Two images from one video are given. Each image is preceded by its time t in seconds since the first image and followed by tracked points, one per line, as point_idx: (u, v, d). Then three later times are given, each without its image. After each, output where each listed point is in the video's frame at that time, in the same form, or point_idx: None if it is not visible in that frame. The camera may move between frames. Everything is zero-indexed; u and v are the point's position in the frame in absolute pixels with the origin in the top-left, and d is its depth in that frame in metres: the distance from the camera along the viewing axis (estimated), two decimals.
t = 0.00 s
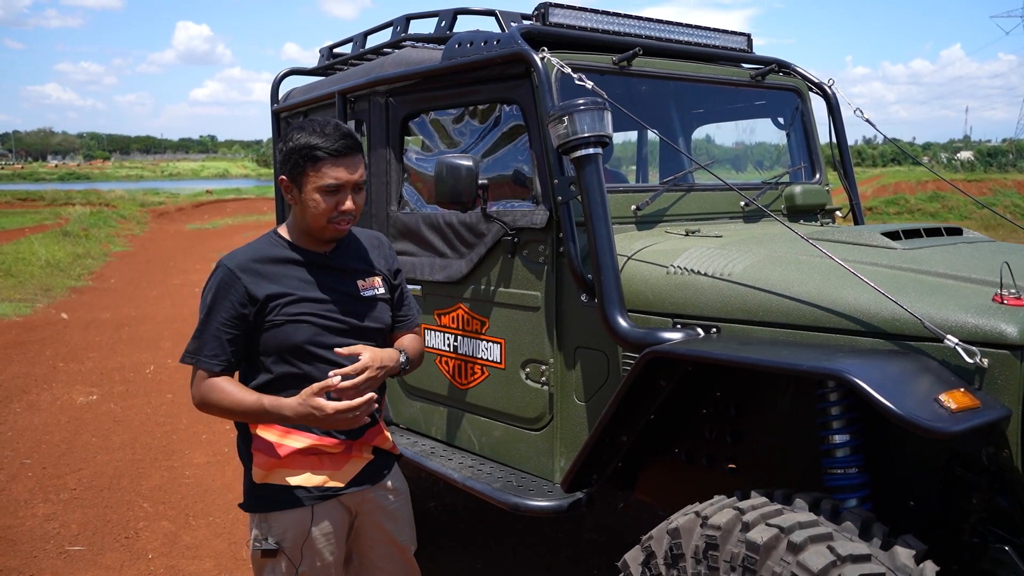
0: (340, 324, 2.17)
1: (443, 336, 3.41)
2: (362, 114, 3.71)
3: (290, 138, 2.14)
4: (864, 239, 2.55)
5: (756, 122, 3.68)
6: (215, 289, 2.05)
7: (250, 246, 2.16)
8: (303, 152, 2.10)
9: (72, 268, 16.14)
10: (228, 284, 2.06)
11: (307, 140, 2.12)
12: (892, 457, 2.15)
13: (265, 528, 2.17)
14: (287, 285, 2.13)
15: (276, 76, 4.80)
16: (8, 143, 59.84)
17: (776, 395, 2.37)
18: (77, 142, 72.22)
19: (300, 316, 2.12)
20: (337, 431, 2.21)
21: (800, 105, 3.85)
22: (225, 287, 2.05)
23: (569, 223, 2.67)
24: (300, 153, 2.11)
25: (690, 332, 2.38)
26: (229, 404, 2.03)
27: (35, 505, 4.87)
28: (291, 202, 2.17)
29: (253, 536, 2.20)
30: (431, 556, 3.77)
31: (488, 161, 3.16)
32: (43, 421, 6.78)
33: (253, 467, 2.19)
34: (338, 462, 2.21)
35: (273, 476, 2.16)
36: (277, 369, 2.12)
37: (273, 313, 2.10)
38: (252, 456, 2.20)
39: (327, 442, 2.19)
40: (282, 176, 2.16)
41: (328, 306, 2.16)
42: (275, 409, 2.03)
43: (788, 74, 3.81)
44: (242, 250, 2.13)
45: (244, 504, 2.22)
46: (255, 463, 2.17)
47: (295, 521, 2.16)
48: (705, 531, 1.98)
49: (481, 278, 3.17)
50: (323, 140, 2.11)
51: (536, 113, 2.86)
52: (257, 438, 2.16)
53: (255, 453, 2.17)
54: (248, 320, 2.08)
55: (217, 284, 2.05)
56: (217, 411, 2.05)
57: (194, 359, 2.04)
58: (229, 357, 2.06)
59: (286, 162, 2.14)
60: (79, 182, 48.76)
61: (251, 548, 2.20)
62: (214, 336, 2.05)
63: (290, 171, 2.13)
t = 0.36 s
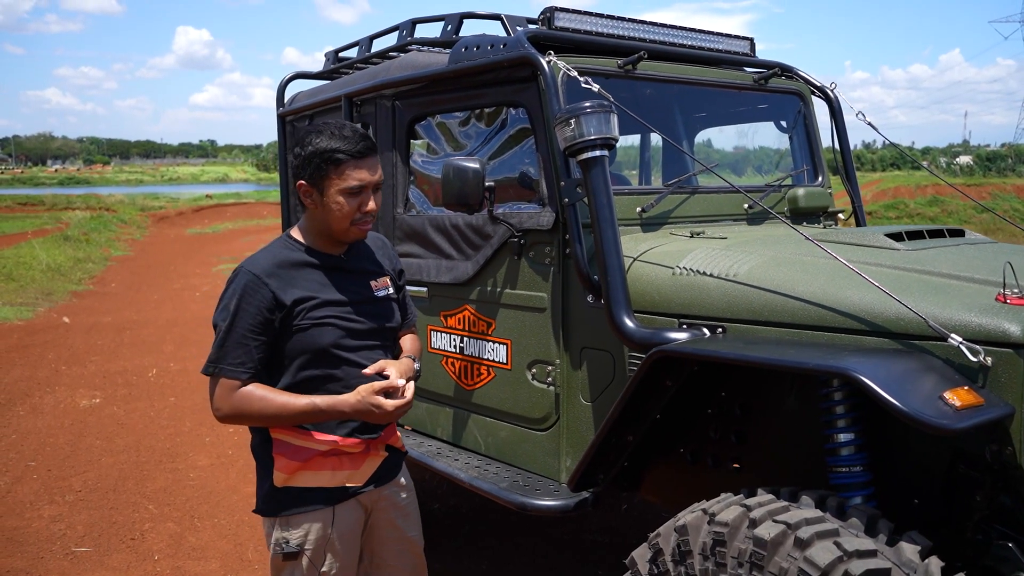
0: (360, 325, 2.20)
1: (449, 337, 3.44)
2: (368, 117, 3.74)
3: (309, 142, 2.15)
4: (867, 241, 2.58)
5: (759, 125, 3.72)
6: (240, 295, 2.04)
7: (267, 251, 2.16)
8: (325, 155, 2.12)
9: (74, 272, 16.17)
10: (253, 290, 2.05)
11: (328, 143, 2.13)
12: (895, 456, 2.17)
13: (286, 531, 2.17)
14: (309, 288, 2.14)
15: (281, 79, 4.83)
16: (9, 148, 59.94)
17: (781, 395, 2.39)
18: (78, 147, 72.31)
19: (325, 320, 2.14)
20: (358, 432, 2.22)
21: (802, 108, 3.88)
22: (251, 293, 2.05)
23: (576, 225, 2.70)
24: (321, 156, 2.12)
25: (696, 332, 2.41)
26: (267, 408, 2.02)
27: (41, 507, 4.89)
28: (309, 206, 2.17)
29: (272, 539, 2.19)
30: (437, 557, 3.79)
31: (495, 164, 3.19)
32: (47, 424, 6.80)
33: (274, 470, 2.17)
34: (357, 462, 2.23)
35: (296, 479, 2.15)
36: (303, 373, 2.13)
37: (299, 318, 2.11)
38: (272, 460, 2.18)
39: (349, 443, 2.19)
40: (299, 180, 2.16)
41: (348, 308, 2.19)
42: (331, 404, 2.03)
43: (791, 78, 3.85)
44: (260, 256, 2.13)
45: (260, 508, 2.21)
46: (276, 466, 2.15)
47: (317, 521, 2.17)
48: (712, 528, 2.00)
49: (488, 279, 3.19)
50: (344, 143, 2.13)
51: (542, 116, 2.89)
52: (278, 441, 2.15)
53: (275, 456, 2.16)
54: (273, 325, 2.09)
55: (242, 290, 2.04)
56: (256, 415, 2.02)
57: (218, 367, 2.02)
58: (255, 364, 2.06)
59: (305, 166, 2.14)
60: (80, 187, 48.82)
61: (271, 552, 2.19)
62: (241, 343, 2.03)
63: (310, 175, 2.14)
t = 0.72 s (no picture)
0: (374, 326, 2.23)
1: (452, 338, 3.47)
2: (371, 121, 3.77)
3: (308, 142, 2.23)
4: (866, 242, 2.62)
5: (758, 128, 3.76)
6: (255, 295, 2.07)
7: (280, 251, 2.20)
8: (318, 151, 2.18)
9: (73, 275, 16.17)
10: (269, 290, 2.09)
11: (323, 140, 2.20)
12: (893, 456, 2.21)
13: (298, 532, 2.19)
14: (323, 289, 2.17)
15: (284, 83, 4.87)
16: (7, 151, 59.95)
17: (782, 394, 2.42)
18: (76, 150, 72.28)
19: (339, 319, 2.17)
20: (370, 433, 2.26)
21: (801, 111, 3.93)
22: (267, 293, 2.08)
23: (579, 227, 2.73)
24: (315, 153, 2.19)
25: (697, 332, 2.44)
26: (277, 400, 2.04)
27: (45, 508, 4.91)
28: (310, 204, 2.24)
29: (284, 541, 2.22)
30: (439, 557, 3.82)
31: (498, 167, 3.23)
32: (49, 426, 6.82)
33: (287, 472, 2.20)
34: (368, 462, 2.26)
35: (309, 480, 2.18)
36: (317, 372, 2.16)
37: (314, 317, 2.14)
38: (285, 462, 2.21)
39: (360, 443, 2.23)
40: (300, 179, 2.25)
41: (361, 309, 2.23)
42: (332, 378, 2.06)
43: (790, 81, 3.89)
44: (274, 256, 2.17)
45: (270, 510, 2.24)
46: (289, 468, 2.18)
47: (329, 522, 2.20)
48: (714, 525, 2.04)
49: (491, 281, 3.23)
50: (336, 137, 2.19)
51: (545, 119, 2.93)
52: (291, 443, 2.19)
53: (288, 459, 2.19)
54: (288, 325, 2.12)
55: (257, 290, 2.08)
56: (266, 403, 2.04)
57: (232, 364, 2.06)
58: (269, 362, 2.09)
59: (303, 164, 2.22)
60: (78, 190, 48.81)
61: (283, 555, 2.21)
62: (255, 341, 2.07)
63: (307, 172, 2.21)
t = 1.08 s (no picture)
0: (367, 323, 2.23)
1: (452, 336, 3.49)
2: (371, 120, 3.78)
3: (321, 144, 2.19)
4: (864, 240, 2.64)
5: (756, 127, 3.78)
6: (247, 294, 2.09)
7: (275, 251, 2.21)
8: (344, 155, 2.18)
9: (69, 275, 16.14)
10: (260, 289, 2.10)
11: (343, 143, 2.19)
12: (891, 451, 2.23)
13: (297, 528, 2.20)
14: (316, 287, 2.18)
15: (283, 82, 4.88)
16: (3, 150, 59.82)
17: (780, 392, 2.44)
18: (72, 150, 72.10)
19: (331, 317, 2.17)
20: (368, 430, 2.27)
21: (799, 110, 3.94)
22: (258, 292, 2.10)
23: (578, 224, 2.75)
24: (340, 157, 2.18)
25: (696, 329, 2.46)
26: (262, 400, 2.05)
27: (43, 507, 4.91)
28: (328, 208, 2.22)
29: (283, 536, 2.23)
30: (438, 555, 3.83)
31: (498, 165, 3.24)
32: (47, 426, 6.81)
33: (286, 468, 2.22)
34: (367, 460, 2.27)
35: (307, 476, 2.19)
36: (310, 370, 2.17)
37: (306, 315, 2.15)
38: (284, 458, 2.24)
39: (358, 440, 2.24)
40: (315, 183, 2.20)
41: (355, 306, 2.23)
42: (313, 388, 2.04)
43: (788, 80, 3.91)
44: (269, 255, 2.18)
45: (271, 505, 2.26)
46: (287, 465, 2.20)
47: (328, 518, 2.21)
48: (714, 520, 2.05)
49: (490, 279, 3.24)
50: (357, 140, 2.21)
51: (544, 118, 2.94)
52: (289, 440, 2.21)
53: (287, 455, 2.21)
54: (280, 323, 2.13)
55: (249, 289, 2.10)
56: (251, 407, 2.06)
57: (222, 362, 2.08)
58: (259, 361, 2.10)
59: (323, 169, 2.19)
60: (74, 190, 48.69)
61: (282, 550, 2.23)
62: (245, 340, 2.09)
63: (329, 176, 2.19)
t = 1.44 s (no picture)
0: (388, 319, 2.28)
1: (448, 335, 3.50)
2: (367, 119, 3.79)
3: (346, 145, 2.16)
4: (857, 240, 2.66)
5: (751, 127, 3.79)
6: (280, 298, 2.08)
7: (295, 252, 2.19)
8: (375, 155, 2.18)
9: (64, 274, 16.12)
10: (293, 292, 2.09)
11: (370, 142, 2.19)
12: (885, 449, 2.24)
13: (314, 521, 2.22)
14: (341, 287, 2.19)
15: (279, 82, 4.88)
16: None
17: (775, 390, 2.45)
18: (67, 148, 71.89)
19: (358, 316, 2.20)
20: (384, 421, 2.28)
21: (793, 110, 3.96)
22: (291, 296, 2.09)
23: (574, 224, 2.76)
24: (372, 156, 2.17)
25: (691, 328, 2.47)
26: (306, 403, 2.05)
27: (39, 506, 4.91)
28: (355, 207, 2.20)
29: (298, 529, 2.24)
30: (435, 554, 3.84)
31: (493, 165, 3.25)
32: (42, 425, 6.81)
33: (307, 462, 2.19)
34: (380, 450, 2.28)
35: (327, 470, 2.19)
36: (340, 369, 2.19)
37: (336, 315, 2.16)
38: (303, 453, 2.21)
39: (376, 432, 2.25)
40: (346, 183, 2.17)
41: (375, 303, 2.26)
42: (364, 388, 2.08)
43: (783, 80, 3.93)
44: (291, 257, 2.16)
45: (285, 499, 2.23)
46: (308, 459, 2.17)
47: (346, 511, 2.24)
48: (709, 517, 2.07)
49: (486, 279, 3.25)
50: (381, 138, 2.22)
51: (540, 118, 2.95)
52: (310, 435, 2.16)
53: (306, 450, 2.18)
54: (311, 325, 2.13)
55: (282, 292, 2.08)
56: (295, 411, 2.05)
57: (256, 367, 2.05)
58: (295, 364, 2.10)
59: (356, 169, 2.16)
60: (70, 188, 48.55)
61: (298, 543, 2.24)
62: (280, 343, 2.08)
63: (362, 177, 2.17)
